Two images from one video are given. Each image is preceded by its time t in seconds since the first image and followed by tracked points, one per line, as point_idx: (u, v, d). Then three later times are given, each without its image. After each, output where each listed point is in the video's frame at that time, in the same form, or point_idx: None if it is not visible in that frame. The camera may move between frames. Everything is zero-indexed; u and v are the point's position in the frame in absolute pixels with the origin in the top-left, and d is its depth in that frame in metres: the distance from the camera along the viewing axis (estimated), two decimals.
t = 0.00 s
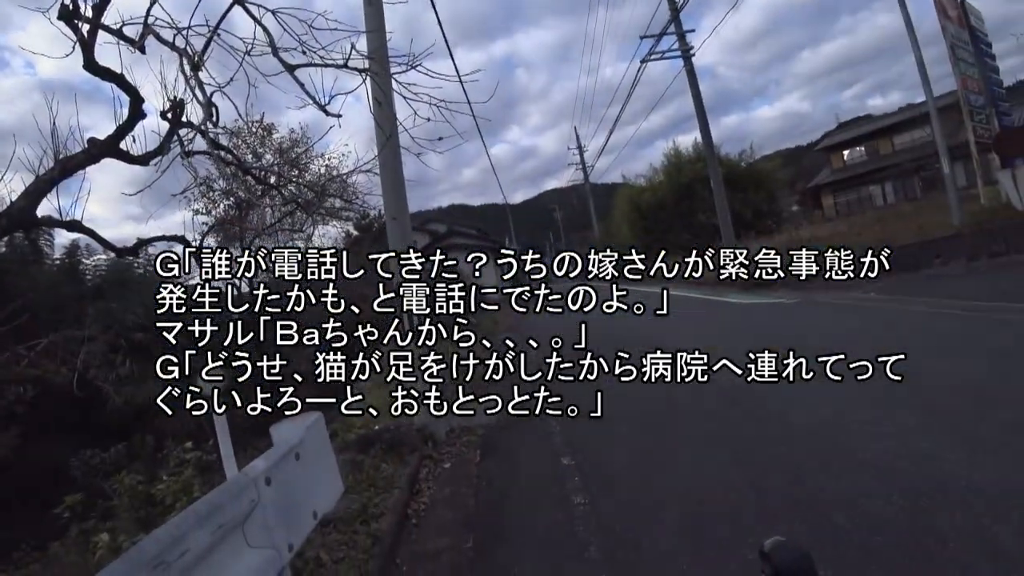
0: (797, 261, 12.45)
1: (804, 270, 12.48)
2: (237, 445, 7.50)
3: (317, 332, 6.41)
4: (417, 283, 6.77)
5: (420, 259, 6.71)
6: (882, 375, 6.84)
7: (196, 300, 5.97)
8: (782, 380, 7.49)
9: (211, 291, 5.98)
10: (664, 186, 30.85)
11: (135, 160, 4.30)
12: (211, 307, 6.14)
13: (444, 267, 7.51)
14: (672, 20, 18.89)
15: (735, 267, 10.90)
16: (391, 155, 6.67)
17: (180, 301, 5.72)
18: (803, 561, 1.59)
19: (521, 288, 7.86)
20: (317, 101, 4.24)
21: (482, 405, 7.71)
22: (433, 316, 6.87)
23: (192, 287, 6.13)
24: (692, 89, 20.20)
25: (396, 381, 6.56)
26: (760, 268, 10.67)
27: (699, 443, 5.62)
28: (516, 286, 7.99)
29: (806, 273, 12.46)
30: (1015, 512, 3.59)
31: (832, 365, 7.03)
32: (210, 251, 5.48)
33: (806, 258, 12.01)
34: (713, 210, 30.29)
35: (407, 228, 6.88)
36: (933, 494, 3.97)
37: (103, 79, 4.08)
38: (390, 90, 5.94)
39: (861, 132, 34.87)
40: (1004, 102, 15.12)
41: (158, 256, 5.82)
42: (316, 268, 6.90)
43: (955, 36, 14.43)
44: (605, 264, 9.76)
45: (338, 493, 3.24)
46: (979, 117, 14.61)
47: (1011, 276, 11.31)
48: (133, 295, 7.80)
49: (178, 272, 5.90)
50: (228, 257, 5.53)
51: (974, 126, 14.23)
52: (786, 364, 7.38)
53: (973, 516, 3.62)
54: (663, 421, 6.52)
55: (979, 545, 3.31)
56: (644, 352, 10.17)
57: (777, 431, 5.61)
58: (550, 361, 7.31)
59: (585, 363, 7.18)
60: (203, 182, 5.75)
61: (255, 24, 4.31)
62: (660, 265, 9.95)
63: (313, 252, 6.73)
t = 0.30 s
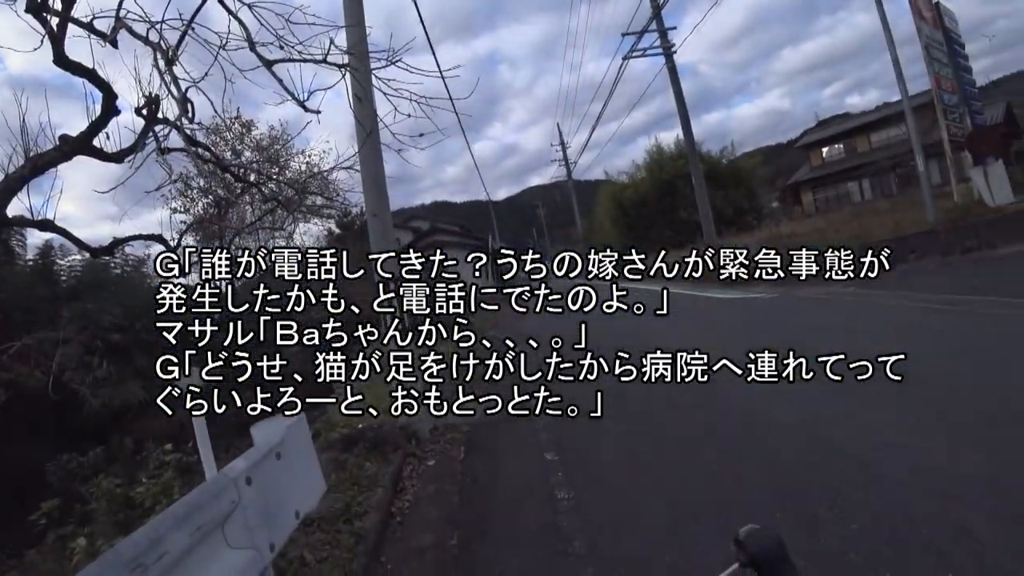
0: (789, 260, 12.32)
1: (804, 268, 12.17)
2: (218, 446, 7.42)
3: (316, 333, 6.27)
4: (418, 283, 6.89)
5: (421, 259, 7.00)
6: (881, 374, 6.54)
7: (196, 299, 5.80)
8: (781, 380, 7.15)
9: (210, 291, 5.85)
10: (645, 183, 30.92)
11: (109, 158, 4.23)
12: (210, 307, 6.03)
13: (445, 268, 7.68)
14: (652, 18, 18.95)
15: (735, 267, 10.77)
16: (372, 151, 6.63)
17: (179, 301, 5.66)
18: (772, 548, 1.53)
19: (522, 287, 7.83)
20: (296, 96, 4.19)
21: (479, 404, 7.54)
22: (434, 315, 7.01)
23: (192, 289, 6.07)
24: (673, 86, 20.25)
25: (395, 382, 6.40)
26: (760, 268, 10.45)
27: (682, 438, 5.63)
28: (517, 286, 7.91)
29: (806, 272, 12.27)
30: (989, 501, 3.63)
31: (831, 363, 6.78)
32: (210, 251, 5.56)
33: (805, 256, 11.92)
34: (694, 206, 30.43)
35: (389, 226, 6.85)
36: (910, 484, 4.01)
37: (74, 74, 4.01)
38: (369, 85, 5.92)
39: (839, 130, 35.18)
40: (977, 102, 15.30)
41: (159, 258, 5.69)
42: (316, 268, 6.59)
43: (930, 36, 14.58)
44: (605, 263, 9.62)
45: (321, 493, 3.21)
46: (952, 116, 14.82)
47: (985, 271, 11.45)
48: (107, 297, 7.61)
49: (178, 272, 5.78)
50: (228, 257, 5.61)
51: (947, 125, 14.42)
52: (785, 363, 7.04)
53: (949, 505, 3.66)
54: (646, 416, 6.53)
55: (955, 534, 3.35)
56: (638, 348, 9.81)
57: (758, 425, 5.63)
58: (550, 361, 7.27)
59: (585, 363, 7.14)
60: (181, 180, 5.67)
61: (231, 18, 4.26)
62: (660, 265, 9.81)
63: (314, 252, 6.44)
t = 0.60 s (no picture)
0: (801, 258, 10.08)
1: (804, 269, 10.34)
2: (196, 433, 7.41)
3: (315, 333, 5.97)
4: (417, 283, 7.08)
5: (416, 261, 7.26)
6: (880, 372, 5.58)
7: (195, 300, 5.58)
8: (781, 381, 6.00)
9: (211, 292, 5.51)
10: (619, 162, 30.95)
11: (66, 141, 4.19)
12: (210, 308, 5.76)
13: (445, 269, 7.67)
14: None
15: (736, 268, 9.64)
16: (343, 130, 6.61)
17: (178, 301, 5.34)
18: (737, 490, 1.55)
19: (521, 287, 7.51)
20: (260, 73, 4.14)
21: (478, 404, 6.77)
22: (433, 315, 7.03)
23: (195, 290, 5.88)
24: (646, 64, 20.29)
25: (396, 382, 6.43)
26: (760, 267, 9.31)
27: (655, 410, 5.73)
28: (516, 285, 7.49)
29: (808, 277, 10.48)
30: (945, 457, 3.78)
31: (829, 358, 5.79)
32: (211, 249, 5.61)
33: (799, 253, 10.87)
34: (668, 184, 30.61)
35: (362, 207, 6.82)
36: (872, 446, 4.15)
37: (26, 54, 3.95)
38: (337, 62, 5.89)
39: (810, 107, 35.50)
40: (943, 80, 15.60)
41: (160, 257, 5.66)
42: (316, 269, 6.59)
43: (898, 14, 14.74)
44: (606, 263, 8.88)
45: (300, 474, 3.27)
46: (918, 94, 15.06)
47: (949, 243, 11.69)
48: (74, 288, 7.79)
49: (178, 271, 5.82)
50: (228, 256, 5.64)
51: (913, 102, 14.65)
52: (786, 363, 5.95)
53: (909, 463, 3.81)
54: (620, 390, 6.63)
55: (914, 489, 3.49)
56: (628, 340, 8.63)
57: (729, 397, 5.75)
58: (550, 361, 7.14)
59: (585, 361, 7.04)
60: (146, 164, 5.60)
61: None
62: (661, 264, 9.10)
63: (314, 252, 6.47)
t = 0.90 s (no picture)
0: (799, 256, 8.53)
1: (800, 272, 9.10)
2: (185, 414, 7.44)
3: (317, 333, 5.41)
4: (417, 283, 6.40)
5: (420, 259, 6.66)
6: (881, 372, 4.81)
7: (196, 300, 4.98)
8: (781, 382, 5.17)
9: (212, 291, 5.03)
10: (604, 136, 30.84)
11: (37, 119, 4.16)
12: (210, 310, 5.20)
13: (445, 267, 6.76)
14: None
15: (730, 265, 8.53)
16: (325, 104, 6.58)
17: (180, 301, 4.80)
18: (720, 461, 1.59)
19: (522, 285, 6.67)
20: (235, 45, 4.10)
21: (477, 405, 5.84)
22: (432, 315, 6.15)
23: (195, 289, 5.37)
24: (634, 36, 20.18)
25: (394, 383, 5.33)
26: (763, 266, 7.99)
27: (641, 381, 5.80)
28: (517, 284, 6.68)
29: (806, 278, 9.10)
30: (921, 423, 3.87)
31: (829, 357, 4.96)
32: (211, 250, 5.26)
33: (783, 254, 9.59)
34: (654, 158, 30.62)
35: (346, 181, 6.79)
36: (851, 414, 4.24)
37: None
38: (315, 33, 5.86)
39: (797, 81, 35.48)
40: (928, 54, 15.63)
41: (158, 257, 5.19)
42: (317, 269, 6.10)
43: None
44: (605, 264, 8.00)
45: (290, 452, 3.31)
46: (903, 68, 15.09)
47: (932, 216, 11.79)
48: (52, 273, 7.74)
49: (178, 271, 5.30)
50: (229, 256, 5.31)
51: (898, 76, 14.68)
52: (786, 362, 5.06)
53: (887, 429, 3.90)
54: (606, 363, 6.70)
55: (891, 454, 3.58)
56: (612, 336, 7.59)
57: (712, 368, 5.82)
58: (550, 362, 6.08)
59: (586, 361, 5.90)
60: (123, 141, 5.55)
61: None
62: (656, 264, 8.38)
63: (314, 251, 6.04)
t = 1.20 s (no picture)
0: (799, 256, 8.28)
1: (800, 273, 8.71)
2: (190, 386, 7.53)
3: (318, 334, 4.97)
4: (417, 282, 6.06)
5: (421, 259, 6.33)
6: (880, 371, 4.74)
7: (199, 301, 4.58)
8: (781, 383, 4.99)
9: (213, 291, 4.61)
10: (616, 120, 30.67)
11: (45, 89, 4.16)
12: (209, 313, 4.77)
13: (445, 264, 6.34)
14: None
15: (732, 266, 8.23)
16: (335, 79, 6.57)
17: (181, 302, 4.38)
18: (730, 446, 1.60)
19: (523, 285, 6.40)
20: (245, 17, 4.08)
21: (477, 405, 5.41)
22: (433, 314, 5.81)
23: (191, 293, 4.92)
24: (649, 20, 20.05)
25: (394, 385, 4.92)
26: (766, 267, 7.72)
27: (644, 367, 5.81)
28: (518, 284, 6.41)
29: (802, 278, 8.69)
30: (921, 419, 3.88)
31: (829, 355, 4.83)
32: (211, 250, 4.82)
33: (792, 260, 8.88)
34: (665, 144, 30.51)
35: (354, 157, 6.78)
36: (852, 406, 4.26)
37: None
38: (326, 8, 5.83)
39: (814, 70, 35.16)
40: (950, 47, 15.49)
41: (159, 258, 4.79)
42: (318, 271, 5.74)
43: None
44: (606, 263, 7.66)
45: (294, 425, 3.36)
46: (923, 60, 14.94)
47: (944, 212, 11.73)
48: (60, 243, 7.83)
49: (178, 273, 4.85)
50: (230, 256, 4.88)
51: (917, 69, 14.59)
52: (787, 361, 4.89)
53: (886, 423, 3.91)
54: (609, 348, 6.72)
55: (889, 447, 3.60)
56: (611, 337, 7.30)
57: (716, 357, 5.83)
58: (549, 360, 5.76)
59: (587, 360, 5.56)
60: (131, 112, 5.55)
61: None
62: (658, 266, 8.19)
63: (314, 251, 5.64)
